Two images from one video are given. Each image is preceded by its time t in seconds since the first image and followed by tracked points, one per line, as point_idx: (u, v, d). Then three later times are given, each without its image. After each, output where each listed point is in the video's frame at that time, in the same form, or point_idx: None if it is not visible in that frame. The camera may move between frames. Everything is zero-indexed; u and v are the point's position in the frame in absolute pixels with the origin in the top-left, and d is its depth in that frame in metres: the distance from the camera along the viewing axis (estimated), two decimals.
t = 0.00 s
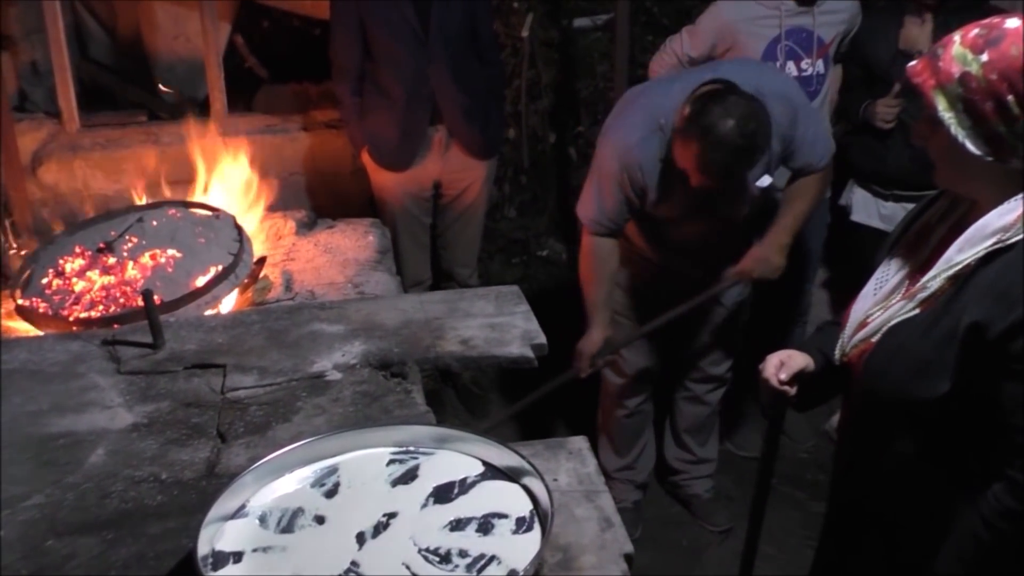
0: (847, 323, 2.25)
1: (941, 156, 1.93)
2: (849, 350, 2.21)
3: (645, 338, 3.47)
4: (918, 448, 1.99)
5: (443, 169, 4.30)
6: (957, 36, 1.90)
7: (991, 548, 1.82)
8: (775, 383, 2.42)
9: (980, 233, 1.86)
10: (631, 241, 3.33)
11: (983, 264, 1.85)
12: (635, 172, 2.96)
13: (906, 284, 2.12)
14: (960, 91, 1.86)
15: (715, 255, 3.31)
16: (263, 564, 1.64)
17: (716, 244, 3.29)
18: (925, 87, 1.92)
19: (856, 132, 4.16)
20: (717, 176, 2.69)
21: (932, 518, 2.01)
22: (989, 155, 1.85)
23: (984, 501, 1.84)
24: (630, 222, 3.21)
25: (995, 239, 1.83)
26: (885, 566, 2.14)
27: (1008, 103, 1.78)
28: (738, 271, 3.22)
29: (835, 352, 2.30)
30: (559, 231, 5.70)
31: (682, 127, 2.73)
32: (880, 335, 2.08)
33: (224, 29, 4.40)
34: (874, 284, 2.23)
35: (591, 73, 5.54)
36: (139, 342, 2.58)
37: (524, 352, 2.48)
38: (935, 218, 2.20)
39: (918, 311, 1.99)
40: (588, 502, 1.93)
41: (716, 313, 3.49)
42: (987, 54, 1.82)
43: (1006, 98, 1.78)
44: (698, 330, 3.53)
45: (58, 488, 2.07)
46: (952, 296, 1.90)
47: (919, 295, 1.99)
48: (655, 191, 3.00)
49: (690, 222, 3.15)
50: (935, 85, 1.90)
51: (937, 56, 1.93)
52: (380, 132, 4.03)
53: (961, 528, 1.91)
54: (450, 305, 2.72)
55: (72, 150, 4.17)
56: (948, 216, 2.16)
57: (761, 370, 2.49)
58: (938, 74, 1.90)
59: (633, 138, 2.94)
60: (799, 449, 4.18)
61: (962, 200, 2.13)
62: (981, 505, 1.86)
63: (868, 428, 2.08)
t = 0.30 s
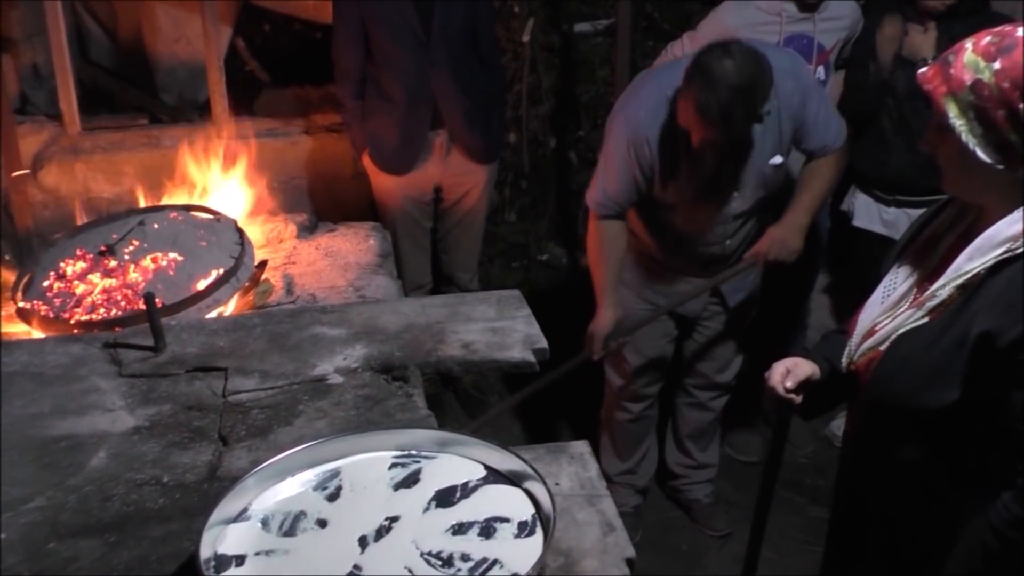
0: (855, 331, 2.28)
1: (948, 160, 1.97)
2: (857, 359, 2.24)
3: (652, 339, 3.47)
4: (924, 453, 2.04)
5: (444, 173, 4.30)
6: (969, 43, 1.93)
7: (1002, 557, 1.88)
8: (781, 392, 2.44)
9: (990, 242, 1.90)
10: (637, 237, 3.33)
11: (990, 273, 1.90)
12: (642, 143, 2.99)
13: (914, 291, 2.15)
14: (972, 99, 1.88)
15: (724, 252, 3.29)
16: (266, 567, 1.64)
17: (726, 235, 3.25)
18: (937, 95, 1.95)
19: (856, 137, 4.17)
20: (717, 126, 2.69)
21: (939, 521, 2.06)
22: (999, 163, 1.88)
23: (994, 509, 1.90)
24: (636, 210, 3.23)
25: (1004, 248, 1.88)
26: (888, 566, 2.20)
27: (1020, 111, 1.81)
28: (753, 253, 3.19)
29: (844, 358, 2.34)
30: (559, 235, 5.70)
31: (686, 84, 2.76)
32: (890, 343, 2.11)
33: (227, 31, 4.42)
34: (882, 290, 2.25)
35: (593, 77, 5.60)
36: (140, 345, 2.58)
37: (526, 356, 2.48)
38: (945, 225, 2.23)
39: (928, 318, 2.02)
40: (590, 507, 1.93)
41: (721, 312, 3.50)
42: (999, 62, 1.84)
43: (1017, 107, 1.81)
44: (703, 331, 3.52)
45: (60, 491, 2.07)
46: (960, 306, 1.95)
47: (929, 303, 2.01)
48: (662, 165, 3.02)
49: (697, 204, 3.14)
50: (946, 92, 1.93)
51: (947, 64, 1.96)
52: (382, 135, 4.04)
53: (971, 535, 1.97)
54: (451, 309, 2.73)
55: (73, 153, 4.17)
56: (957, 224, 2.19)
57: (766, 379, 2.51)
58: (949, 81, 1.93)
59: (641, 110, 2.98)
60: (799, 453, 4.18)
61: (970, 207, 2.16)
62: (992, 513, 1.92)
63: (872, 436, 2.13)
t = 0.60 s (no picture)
0: (860, 337, 2.33)
1: (954, 164, 2.01)
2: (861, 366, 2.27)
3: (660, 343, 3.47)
4: (932, 460, 2.05)
5: (443, 178, 4.32)
6: (974, 49, 1.96)
7: (1010, 564, 1.92)
8: (787, 399, 2.45)
9: (996, 248, 1.93)
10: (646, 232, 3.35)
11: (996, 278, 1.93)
12: (642, 129, 3.03)
13: (920, 297, 2.20)
14: (977, 104, 1.91)
15: (732, 251, 3.26)
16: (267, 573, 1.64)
17: (736, 229, 3.21)
18: (943, 101, 1.99)
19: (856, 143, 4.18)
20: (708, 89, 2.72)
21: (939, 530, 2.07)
22: (1005, 168, 1.91)
23: (1001, 513, 1.94)
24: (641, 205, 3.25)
25: (1011, 253, 1.91)
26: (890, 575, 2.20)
27: None
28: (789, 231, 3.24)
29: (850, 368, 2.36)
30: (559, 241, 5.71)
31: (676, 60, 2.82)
32: (895, 349, 2.15)
33: (228, 37, 4.42)
34: (887, 296, 2.31)
35: (593, 83, 5.62)
36: (142, 350, 2.59)
37: (527, 362, 2.48)
38: (949, 231, 2.28)
39: (934, 325, 2.05)
40: (591, 512, 1.93)
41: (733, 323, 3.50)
42: (1005, 68, 1.87)
43: (1022, 113, 1.84)
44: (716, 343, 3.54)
45: (62, 496, 2.07)
46: (967, 312, 1.98)
47: (935, 310, 2.05)
48: (663, 150, 3.06)
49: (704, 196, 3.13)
50: (952, 98, 1.97)
51: (952, 70, 2.00)
52: (382, 141, 4.06)
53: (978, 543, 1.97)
54: (453, 315, 2.73)
55: (74, 158, 4.18)
56: (962, 228, 2.24)
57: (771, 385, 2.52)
58: (955, 87, 1.96)
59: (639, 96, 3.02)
60: (800, 459, 4.18)
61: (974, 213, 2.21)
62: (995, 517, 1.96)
63: (882, 442, 2.15)
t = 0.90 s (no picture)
0: (859, 339, 2.34)
1: (952, 170, 2.01)
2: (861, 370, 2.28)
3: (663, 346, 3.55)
4: (934, 465, 2.05)
5: (441, 183, 4.32)
6: (973, 53, 1.99)
7: (1011, 565, 1.93)
8: (785, 402, 2.44)
9: (995, 251, 1.94)
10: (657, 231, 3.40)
11: (996, 281, 1.94)
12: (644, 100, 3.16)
13: (917, 299, 2.21)
14: (975, 108, 1.92)
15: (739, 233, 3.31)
16: None
17: (743, 209, 3.27)
18: (941, 105, 2.00)
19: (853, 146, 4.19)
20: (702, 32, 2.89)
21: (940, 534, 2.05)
22: (1003, 171, 1.91)
23: (1002, 517, 1.95)
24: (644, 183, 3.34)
25: (1009, 257, 1.92)
26: None
27: None
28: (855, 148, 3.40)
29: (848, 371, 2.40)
30: (557, 245, 5.72)
31: (668, 23, 3.03)
32: (894, 353, 2.16)
33: (226, 43, 4.39)
34: (886, 299, 2.32)
35: (591, 88, 5.64)
36: (139, 356, 2.58)
37: (524, 367, 2.48)
38: (948, 235, 2.30)
39: (933, 328, 2.08)
40: (589, 517, 1.93)
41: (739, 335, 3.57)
42: (1003, 71, 1.89)
43: (1020, 116, 1.85)
44: (721, 353, 3.60)
45: (58, 503, 2.07)
46: (967, 314, 1.99)
47: (934, 313, 2.07)
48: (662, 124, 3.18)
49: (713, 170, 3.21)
50: (951, 101, 1.97)
51: (950, 74, 2.01)
52: (377, 145, 4.08)
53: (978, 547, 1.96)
54: (450, 319, 2.73)
55: (72, 164, 4.18)
56: (961, 232, 2.25)
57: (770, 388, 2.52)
58: (954, 90, 1.98)
59: (636, 76, 3.17)
60: (798, 462, 4.18)
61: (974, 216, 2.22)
62: (998, 520, 1.97)
63: (886, 443, 2.15)
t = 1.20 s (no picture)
0: (856, 343, 2.34)
1: (948, 174, 2.02)
2: (858, 373, 2.29)
3: (666, 351, 3.49)
4: (933, 466, 2.04)
5: (439, 189, 4.32)
6: (969, 57, 1.98)
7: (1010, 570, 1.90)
8: (782, 406, 2.46)
9: (990, 255, 1.95)
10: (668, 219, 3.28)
11: (994, 284, 1.95)
12: (639, 75, 3.14)
13: (914, 302, 2.21)
14: (971, 111, 1.92)
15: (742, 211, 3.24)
16: None
17: (743, 186, 3.22)
18: (936, 108, 2.00)
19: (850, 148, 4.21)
20: None
21: (937, 538, 2.04)
22: (998, 175, 1.92)
23: (1001, 520, 1.92)
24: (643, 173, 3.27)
25: (1004, 261, 1.93)
26: None
27: (1020, 123, 1.84)
28: (889, 38, 3.44)
29: (845, 374, 2.39)
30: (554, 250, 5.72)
31: None
32: (891, 356, 2.17)
33: (221, 49, 4.39)
34: (882, 303, 2.32)
35: (589, 93, 5.58)
36: (135, 363, 2.58)
37: (522, 373, 2.49)
38: (943, 240, 2.30)
39: (929, 331, 2.08)
40: (586, 523, 1.93)
41: (738, 343, 3.56)
42: (999, 75, 1.88)
43: (1016, 119, 1.84)
44: (719, 360, 3.59)
45: (55, 511, 2.06)
46: (963, 318, 2.01)
47: (930, 316, 2.08)
48: (656, 101, 3.15)
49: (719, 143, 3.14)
50: (947, 105, 1.98)
51: (946, 78, 2.01)
52: (377, 150, 4.08)
53: (977, 551, 1.95)
54: (447, 325, 2.73)
55: (68, 171, 4.18)
56: (956, 237, 2.25)
57: (767, 391, 2.53)
58: (949, 94, 1.98)
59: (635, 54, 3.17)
60: (797, 467, 4.18)
61: (969, 222, 2.22)
62: (997, 522, 1.93)
63: (887, 445, 2.15)
